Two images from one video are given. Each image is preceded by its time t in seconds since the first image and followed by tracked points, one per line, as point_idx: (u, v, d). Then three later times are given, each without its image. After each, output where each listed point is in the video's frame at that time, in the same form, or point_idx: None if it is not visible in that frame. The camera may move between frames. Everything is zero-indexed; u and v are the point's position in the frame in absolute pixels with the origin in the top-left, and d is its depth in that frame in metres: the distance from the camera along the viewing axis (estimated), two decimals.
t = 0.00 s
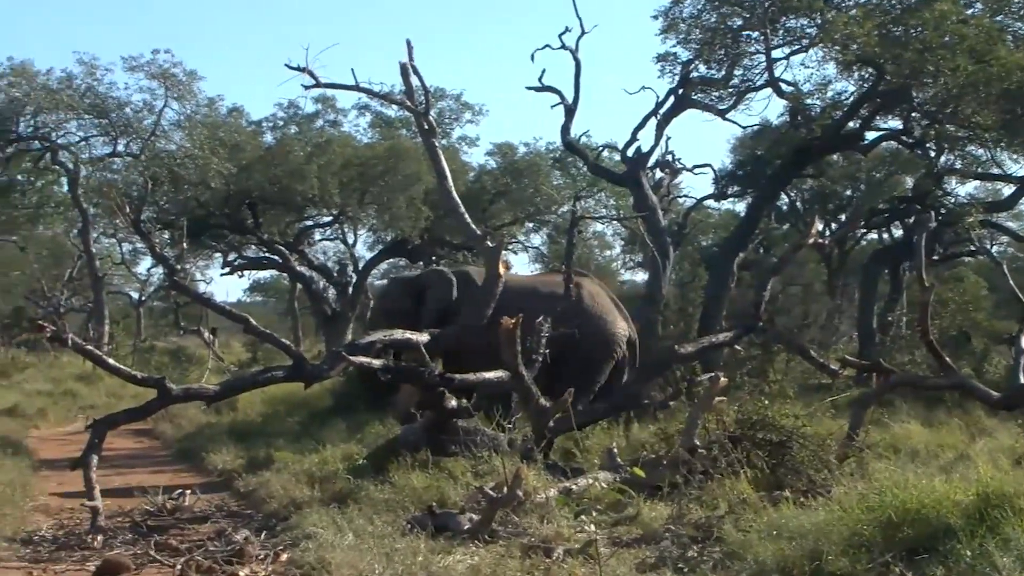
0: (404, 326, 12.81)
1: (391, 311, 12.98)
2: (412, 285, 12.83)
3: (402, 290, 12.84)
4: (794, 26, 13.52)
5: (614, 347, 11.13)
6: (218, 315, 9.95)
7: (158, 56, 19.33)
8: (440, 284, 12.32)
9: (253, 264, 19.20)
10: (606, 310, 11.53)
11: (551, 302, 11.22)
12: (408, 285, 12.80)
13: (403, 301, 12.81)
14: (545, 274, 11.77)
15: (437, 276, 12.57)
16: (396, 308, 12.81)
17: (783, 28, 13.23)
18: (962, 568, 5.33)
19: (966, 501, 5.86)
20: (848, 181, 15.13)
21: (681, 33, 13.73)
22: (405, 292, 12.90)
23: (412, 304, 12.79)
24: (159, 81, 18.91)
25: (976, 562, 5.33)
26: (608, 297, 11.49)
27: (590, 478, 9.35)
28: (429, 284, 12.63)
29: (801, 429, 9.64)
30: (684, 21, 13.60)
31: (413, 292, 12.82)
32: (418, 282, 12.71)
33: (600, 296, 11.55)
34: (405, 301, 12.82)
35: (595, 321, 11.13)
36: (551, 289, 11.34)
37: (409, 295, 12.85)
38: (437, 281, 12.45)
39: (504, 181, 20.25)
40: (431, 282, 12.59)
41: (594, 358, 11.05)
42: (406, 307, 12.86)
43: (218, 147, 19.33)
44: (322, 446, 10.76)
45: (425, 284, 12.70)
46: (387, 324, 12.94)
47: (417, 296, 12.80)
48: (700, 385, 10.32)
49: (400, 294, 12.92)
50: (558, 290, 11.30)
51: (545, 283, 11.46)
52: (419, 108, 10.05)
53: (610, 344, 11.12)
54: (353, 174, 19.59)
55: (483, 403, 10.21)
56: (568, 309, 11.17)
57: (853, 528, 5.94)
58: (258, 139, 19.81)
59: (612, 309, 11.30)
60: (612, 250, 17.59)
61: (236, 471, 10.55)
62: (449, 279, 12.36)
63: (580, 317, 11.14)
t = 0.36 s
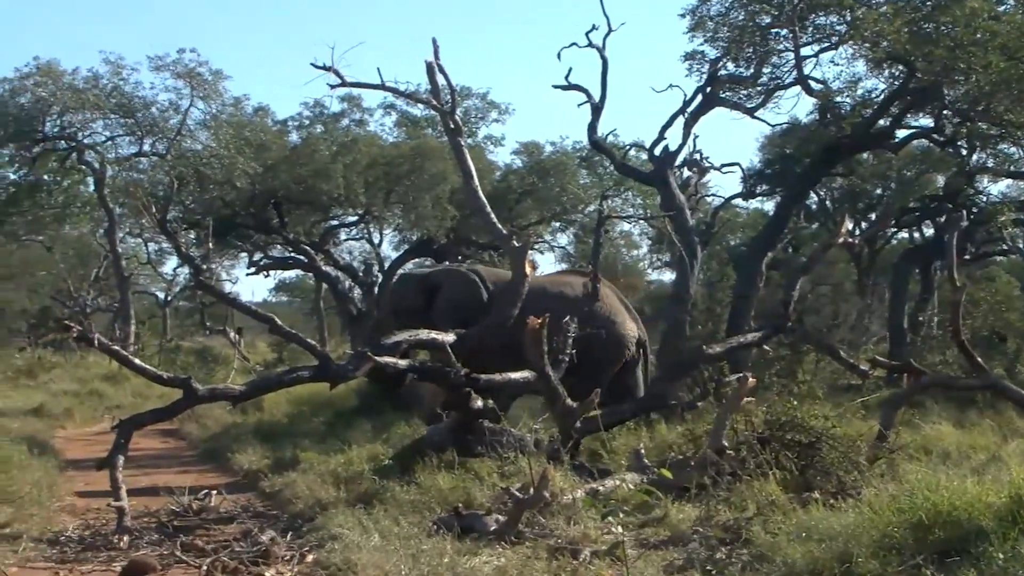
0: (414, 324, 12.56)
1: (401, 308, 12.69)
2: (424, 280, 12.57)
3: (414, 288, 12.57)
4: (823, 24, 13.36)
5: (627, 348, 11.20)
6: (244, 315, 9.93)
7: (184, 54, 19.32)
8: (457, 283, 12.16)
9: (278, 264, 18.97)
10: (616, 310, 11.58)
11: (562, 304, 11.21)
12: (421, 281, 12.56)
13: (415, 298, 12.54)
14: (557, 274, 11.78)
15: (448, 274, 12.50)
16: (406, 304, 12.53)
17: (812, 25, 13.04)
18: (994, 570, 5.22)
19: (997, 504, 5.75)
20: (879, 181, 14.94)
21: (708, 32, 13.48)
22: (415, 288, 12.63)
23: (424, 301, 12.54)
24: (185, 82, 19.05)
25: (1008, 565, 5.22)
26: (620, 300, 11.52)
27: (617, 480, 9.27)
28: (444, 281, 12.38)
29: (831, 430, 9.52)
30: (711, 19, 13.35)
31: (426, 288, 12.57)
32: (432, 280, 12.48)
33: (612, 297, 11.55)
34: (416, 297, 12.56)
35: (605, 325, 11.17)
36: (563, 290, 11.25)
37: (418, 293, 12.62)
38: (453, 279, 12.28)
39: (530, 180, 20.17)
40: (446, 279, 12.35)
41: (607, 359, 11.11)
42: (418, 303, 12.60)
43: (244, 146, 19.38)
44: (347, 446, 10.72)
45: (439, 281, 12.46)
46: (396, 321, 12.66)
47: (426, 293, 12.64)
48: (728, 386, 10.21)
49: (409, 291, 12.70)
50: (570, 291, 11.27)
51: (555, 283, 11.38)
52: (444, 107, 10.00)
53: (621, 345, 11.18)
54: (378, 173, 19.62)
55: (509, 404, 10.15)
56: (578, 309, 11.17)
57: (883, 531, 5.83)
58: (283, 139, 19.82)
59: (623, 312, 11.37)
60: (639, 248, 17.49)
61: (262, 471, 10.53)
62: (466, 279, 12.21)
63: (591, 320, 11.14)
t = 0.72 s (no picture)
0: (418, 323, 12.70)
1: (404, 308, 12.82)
2: (427, 280, 12.71)
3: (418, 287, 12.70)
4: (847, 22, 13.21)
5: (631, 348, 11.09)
6: (266, 315, 9.93)
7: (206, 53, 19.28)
8: (462, 282, 12.34)
9: (299, 264, 18.74)
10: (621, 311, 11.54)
11: (567, 303, 11.33)
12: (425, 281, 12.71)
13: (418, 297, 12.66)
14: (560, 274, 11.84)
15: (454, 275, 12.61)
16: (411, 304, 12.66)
17: (837, 23, 12.86)
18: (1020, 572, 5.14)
19: None
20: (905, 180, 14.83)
21: (733, 31, 13.35)
22: (419, 288, 12.76)
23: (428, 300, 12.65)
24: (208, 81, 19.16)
25: None
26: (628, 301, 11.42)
27: (640, 481, 9.23)
28: (448, 281, 12.55)
29: (856, 431, 9.44)
30: (735, 18, 13.23)
31: (428, 288, 12.69)
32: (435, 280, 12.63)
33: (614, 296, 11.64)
34: (419, 297, 12.69)
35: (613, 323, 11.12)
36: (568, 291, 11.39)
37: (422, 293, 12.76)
38: (458, 278, 12.46)
39: (552, 180, 20.11)
40: (450, 279, 12.52)
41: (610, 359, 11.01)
42: (421, 303, 12.72)
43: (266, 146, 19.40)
44: (369, 446, 10.71)
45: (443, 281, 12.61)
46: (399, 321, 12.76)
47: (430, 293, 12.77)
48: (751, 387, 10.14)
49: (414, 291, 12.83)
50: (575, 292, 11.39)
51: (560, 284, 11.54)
52: (466, 107, 9.97)
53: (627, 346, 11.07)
54: (400, 173, 19.57)
55: (532, 404, 10.11)
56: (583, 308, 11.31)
57: (909, 533, 5.76)
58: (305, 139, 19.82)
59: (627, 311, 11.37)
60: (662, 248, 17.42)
61: (284, 471, 10.52)
62: (470, 278, 12.37)
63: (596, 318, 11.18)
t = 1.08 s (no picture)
0: (417, 325, 12.26)
1: (403, 308, 12.40)
2: (428, 280, 12.32)
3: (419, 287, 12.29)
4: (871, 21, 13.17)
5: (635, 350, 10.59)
6: (289, 314, 9.95)
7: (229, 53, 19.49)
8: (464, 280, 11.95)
9: (322, 264, 18.88)
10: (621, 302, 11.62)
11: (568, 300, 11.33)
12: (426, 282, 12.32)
13: (419, 297, 12.25)
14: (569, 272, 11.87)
15: (457, 274, 12.16)
16: (411, 304, 12.25)
17: (861, 22, 12.74)
18: None
19: None
20: (929, 179, 14.75)
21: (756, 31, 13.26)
22: (422, 288, 12.31)
23: (429, 300, 12.24)
24: (230, 82, 19.42)
25: None
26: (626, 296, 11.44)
27: (663, 480, 9.21)
28: (450, 281, 12.16)
29: (880, 431, 9.39)
30: (759, 16, 13.11)
31: (429, 288, 12.29)
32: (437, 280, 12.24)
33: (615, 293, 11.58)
34: (420, 297, 12.29)
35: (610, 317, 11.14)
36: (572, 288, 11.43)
37: (424, 292, 12.29)
38: (460, 277, 12.09)
39: (575, 180, 20.10)
40: (452, 278, 12.13)
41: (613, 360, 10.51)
42: (421, 303, 12.32)
43: (289, 146, 19.48)
44: (392, 445, 10.72)
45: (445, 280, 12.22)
46: (398, 322, 12.34)
47: (432, 293, 12.30)
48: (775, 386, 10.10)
49: (416, 291, 12.35)
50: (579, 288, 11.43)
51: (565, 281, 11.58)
52: (488, 106, 9.96)
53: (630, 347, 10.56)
54: (423, 172, 19.40)
55: (554, 404, 10.09)
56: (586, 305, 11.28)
57: (934, 533, 5.74)
58: (328, 139, 20.02)
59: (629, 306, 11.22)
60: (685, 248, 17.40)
61: (307, 469, 10.55)
62: (473, 277, 12.02)
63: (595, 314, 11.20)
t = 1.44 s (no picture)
0: (422, 325, 12.22)
1: (407, 309, 12.37)
2: (430, 280, 12.26)
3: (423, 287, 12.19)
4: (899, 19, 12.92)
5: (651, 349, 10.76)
6: (318, 313, 9.96)
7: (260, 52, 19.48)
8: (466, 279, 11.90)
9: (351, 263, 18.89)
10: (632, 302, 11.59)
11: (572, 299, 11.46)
12: (428, 282, 12.26)
13: (422, 298, 12.19)
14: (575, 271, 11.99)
15: (458, 273, 12.12)
16: (415, 304, 12.19)
17: (892, 19, 12.53)
18: None
19: None
20: (960, 177, 14.66)
21: (785, 29, 12.95)
22: (424, 289, 12.22)
23: (432, 300, 12.19)
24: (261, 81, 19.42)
25: None
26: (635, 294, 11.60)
27: (693, 480, 9.19)
28: (453, 279, 12.11)
29: (911, 430, 9.35)
30: (788, 14, 12.85)
31: (431, 287, 12.23)
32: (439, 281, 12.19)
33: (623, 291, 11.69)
34: (423, 297, 12.23)
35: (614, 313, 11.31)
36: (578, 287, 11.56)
37: (426, 293, 12.21)
38: (462, 275, 12.03)
39: (603, 179, 20.09)
40: (455, 278, 12.07)
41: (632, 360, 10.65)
42: (424, 303, 12.27)
43: (318, 145, 19.47)
44: (420, 445, 10.73)
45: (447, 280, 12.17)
46: (404, 323, 12.33)
47: (433, 292, 12.23)
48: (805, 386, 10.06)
49: (419, 292, 12.27)
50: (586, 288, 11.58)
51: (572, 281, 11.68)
52: (517, 105, 9.95)
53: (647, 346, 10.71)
54: (451, 172, 19.43)
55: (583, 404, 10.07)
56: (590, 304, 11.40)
57: (965, 533, 5.72)
58: (357, 137, 19.98)
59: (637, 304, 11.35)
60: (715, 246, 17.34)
61: (336, 468, 10.57)
62: (476, 276, 11.97)
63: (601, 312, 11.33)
